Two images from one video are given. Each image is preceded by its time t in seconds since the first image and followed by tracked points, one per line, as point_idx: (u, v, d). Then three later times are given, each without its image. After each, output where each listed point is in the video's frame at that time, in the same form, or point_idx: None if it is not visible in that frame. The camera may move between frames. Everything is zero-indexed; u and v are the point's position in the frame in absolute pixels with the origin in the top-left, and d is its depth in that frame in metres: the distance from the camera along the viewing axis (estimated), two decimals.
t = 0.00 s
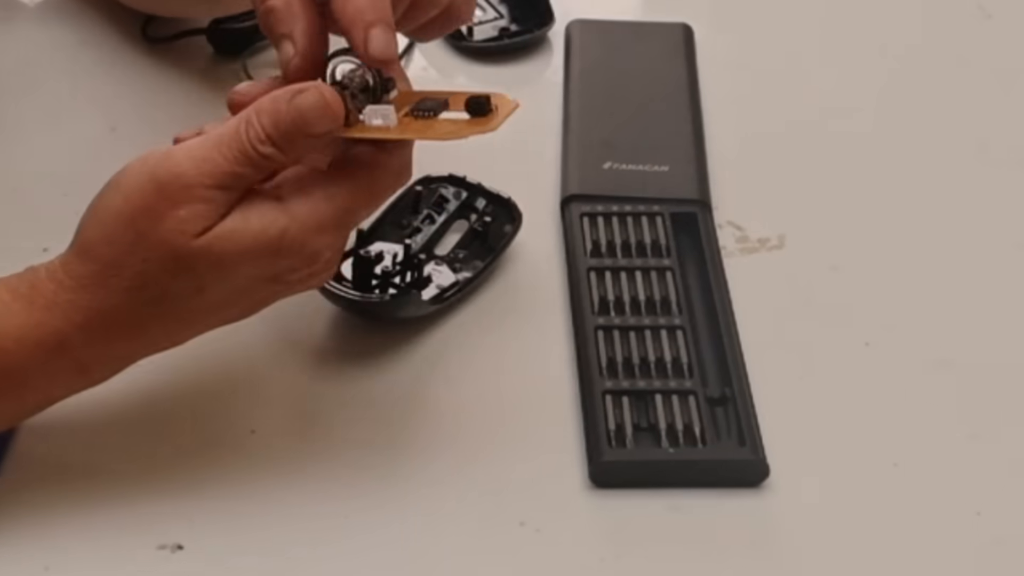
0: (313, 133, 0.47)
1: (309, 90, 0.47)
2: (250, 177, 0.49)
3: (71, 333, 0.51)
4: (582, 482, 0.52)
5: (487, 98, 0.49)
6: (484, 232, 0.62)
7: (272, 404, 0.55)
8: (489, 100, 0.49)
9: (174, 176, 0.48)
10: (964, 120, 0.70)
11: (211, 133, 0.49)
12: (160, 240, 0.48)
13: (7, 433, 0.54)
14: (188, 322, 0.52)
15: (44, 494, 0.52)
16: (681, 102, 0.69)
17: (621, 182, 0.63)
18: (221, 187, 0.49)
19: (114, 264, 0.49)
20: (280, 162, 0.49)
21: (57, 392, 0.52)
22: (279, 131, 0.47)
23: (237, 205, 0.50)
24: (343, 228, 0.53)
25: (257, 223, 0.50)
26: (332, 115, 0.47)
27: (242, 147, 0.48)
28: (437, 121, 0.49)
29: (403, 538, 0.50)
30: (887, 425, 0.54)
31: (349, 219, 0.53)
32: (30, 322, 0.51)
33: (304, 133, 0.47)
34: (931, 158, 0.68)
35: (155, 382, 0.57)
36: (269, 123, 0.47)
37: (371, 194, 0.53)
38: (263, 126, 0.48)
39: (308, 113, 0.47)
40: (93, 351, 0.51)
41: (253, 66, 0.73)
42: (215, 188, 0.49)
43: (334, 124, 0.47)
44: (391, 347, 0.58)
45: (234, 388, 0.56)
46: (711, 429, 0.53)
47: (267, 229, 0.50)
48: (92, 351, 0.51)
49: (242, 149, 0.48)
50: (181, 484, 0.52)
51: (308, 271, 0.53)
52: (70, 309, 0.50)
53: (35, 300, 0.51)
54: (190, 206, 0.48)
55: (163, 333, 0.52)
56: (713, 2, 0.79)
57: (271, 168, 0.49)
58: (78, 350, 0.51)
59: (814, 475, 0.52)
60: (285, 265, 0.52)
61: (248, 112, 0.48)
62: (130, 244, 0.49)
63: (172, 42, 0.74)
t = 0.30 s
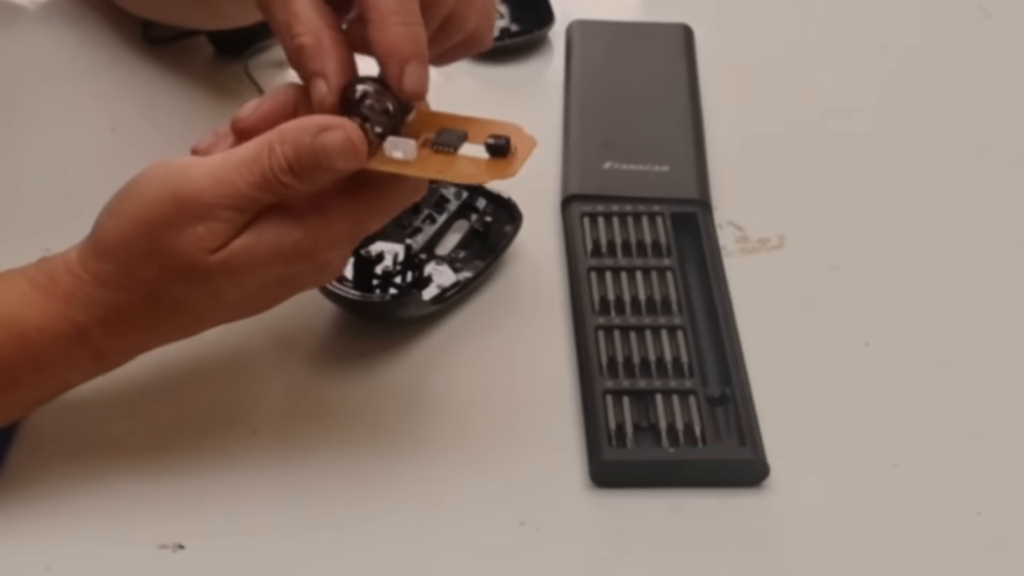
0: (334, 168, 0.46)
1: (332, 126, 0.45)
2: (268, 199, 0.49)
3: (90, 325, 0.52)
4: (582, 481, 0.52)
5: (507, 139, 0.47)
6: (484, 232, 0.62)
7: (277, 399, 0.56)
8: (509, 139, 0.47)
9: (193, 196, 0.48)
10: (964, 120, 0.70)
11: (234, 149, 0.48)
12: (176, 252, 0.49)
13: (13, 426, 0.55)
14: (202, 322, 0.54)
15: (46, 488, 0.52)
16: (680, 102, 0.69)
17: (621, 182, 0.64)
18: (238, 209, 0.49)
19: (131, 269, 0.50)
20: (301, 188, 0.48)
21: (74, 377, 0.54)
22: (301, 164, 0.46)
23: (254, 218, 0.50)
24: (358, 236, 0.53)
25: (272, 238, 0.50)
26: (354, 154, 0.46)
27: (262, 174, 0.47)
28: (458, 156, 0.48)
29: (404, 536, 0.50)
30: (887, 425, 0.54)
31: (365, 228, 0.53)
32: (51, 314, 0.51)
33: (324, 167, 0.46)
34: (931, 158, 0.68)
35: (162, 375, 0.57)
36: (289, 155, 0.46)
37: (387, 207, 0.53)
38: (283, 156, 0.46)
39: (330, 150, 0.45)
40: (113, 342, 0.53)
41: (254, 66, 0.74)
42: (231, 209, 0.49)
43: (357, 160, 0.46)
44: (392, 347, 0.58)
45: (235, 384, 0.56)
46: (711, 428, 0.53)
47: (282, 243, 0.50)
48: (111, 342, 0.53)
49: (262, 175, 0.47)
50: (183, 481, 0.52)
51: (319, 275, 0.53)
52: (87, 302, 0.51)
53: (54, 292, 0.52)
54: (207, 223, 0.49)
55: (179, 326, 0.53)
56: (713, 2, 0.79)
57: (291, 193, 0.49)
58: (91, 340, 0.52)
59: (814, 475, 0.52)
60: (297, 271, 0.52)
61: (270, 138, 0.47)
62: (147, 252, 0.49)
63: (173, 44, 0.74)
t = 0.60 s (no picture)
0: (345, 217, 0.46)
1: (348, 179, 0.45)
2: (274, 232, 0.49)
3: (93, 318, 0.53)
4: (582, 482, 0.52)
5: (518, 186, 0.48)
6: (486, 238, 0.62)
7: (276, 401, 0.55)
8: (520, 185, 0.49)
9: (201, 219, 0.48)
10: (964, 119, 0.70)
11: (247, 179, 0.48)
12: (176, 265, 0.50)
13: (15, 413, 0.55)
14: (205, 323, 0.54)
15: (45, 482, 0.52)
16: (680, 102, 0.69)
17: (621, 182, 0.63)
18: (242, 239, 0.49)
19: (134, 271, 0.51)
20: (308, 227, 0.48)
21: (77, 364, 0.54)
22: (312, 210, 0.46)
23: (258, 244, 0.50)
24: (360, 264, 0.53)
25: (273, 264, 0.51)
26: (366, 209, 0.46)
27: (272, 213, 0.47)
28: (469, 202, 0.48)
29: (402, 536, 0.50)
30: (887, 425, 0.54)
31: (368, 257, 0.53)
32: (56, 303, 0.52)
33: (335, 214, 0.46)
34: (932, 158, 0.68)
35: (163, 370, 0.57)
36: (301, 200, 0.46)
37: (390, 238, 0.51)
38: (295, 200, 0.46)
39: (343, 201, 0.45)
40: (115, 333, 0.54)
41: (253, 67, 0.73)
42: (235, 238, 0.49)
43: (367, 214, 0.46)
44: (391, 347, 0.58)
45: (236, 381, 0.56)
46: (711, 429, 0.53)
47: (282, 268, 0.51)
48: (115, 332, 0.54)
49: (271, 215, 0.47)
50: (181, 480, 0.52)
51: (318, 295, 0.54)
52: (91, 296, 0.52)
53: (59, 281, 0.52)
54: (210, 244, 0.49)
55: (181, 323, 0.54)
56: (713, 2, 0.79)
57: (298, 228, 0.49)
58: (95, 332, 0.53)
59: (813, 475, 0.52)
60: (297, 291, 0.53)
61: (283, 177, 0.46)
62: (150, 259, 0.50)
63: (172, 45, 0.74)
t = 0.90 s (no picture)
0: (348, 232, 0.46)
1: (353, 196, 0.45)
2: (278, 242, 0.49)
3: (95, 317, 0.53)
4: (582, 482, 0.52)
5: (523, 222, 0.49)
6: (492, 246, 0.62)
7: (277, 400, 0.56)
8: (525, 222, 0.49)
9: (204, 223, 0.48)
10: (965, 119, 0.70)
11: (253, 187, 0.48)
12: (179, 268, 0.50)
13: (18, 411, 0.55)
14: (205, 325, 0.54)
15: (47, 481, 0.52)
16: (680, 102, 0.69)
17: (621, 182, 0.63)
18: (246, 246, 0.49)
19: (137, 271, 0.51)
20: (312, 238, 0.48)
21: (78, 365, 0.54)
22: (316, 222, 0.46)
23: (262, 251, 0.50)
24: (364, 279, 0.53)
25: (276, 272, 0.51)
26: (369, 225, 0.46)
27: (276, 221, 0.47)
28: (472, 232, 0.49)
29: (403, 536, 0.50)
30: (887, 425, 0.54)
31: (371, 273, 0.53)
32: (59, 302, 0.52)
33: (338, 228, 0.46)
34: (931, 157, 0.68)
35: (167, 368, 0.57)
36: (306, 212, 0.46)
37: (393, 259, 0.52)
38: (300, 211, 0.46)
39: (347, 217, 0.46)
40: (116, 333, 0.54)
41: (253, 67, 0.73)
42: (238, 245, 0.49)
43: (370, 232, 0.46)
44: (392, 347, 0.58)
45: (238, 383, 0.56)
46: (711, 429, 0.53)
47: (283, 277, 0.51)
48: (116, 333, 0.54)
49: (275, 224, 0.47)
50: (183, 481, 0.52)
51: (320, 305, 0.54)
52: (93, 296, 0.52)
53: (61, 281, 0.53)
54: (214, 249, 0.49)
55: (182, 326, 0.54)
56: (713, 2, 0.79)
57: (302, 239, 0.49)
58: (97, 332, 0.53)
59: (813, 475, 0.52)
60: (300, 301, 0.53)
61: (291, 187, 0.46)
62: (154, 261, 0.50)
63: (172, 45, 0.74)
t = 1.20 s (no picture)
0: (338, 218, 0.47)
1: (342, 180, 0.45)
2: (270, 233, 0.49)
3: (93, 316, 0.53)
4: (582, 482, 0.52)
5: (516, 196, 0.49)
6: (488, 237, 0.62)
7: (275, 398, 0.56)
8: (518, 195, 0.49)
9: (197, 213, 0.48)
10: (965, 119, 0.70)
11: (244, 177, 0.48)
12: (173, 260, 0.50)
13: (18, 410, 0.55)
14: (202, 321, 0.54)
15: (46, 481, 0.53)
16: (680, 102, 0.69)
17: (621, 182, 0.63)
18: (238, 236, 0.49)
19: (132, 265, 0.51)
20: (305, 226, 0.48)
21: (76, 364, 0.54)
22: (308, 208, 0.46)
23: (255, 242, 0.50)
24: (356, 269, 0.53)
25: (270, 261, 0.50)
26: (359, 210, 0.46)
27: (269, 208, 0.47)
28: (466, 208, 0.49)
29: (403, 536, 0.50)
30: (887, 425, 0.54)
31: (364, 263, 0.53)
32: (57, 300, 0.52)
33: (328, 214, 0.46)
34: (931, 158, 0.68)
35: (165, 367, 0.57)
36: (297, 198, 0.46)
37: (387, 245, 0.52)
38: (291, 197, 0.46)
39: (336, 202, 0.46)
40: (114, 331, 0.54)
41: (253, 67, 0.73)
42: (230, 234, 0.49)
43: (360, 216, 0.46)
44: (392, 348, 0.58)
45: (237, 383, 0.56)
46: (711, 429, 0.53)
47: (280, 266, 0.51)
48: (114, 331, 0.53)
49: (268, 211, 0.47)
50: (182, 480, 0.52)
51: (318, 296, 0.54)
52: (91, 294, 0.52)
53: (59, 278, 0.53)
54: (208, 240, 0.49)
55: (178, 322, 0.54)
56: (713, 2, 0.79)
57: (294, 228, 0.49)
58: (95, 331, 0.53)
59: (813, 475, 0.52)
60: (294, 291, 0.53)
61: (281, 173, 0.46)
62: (149, 255, 0.50)
63: (173, 45, 0.74)
